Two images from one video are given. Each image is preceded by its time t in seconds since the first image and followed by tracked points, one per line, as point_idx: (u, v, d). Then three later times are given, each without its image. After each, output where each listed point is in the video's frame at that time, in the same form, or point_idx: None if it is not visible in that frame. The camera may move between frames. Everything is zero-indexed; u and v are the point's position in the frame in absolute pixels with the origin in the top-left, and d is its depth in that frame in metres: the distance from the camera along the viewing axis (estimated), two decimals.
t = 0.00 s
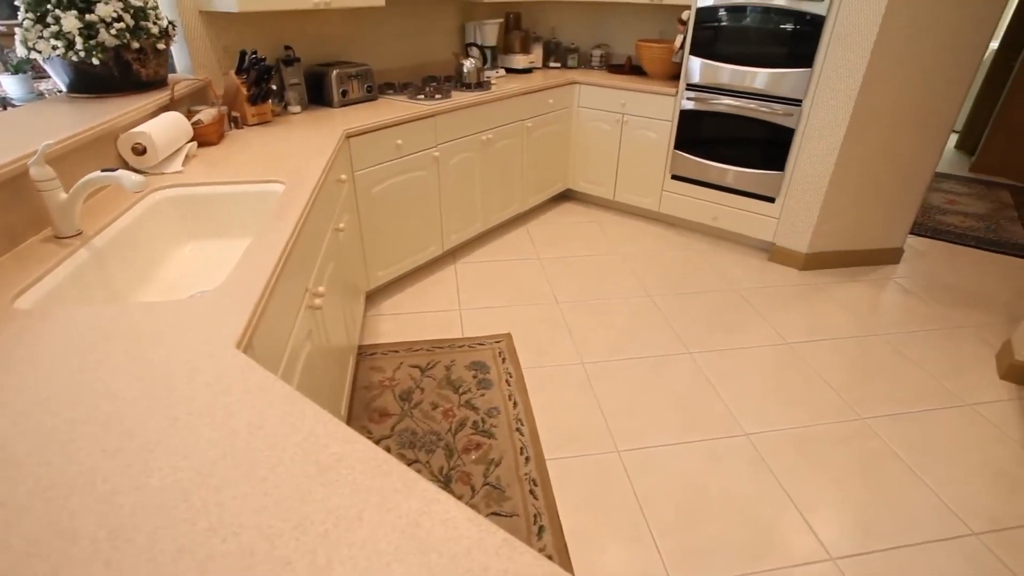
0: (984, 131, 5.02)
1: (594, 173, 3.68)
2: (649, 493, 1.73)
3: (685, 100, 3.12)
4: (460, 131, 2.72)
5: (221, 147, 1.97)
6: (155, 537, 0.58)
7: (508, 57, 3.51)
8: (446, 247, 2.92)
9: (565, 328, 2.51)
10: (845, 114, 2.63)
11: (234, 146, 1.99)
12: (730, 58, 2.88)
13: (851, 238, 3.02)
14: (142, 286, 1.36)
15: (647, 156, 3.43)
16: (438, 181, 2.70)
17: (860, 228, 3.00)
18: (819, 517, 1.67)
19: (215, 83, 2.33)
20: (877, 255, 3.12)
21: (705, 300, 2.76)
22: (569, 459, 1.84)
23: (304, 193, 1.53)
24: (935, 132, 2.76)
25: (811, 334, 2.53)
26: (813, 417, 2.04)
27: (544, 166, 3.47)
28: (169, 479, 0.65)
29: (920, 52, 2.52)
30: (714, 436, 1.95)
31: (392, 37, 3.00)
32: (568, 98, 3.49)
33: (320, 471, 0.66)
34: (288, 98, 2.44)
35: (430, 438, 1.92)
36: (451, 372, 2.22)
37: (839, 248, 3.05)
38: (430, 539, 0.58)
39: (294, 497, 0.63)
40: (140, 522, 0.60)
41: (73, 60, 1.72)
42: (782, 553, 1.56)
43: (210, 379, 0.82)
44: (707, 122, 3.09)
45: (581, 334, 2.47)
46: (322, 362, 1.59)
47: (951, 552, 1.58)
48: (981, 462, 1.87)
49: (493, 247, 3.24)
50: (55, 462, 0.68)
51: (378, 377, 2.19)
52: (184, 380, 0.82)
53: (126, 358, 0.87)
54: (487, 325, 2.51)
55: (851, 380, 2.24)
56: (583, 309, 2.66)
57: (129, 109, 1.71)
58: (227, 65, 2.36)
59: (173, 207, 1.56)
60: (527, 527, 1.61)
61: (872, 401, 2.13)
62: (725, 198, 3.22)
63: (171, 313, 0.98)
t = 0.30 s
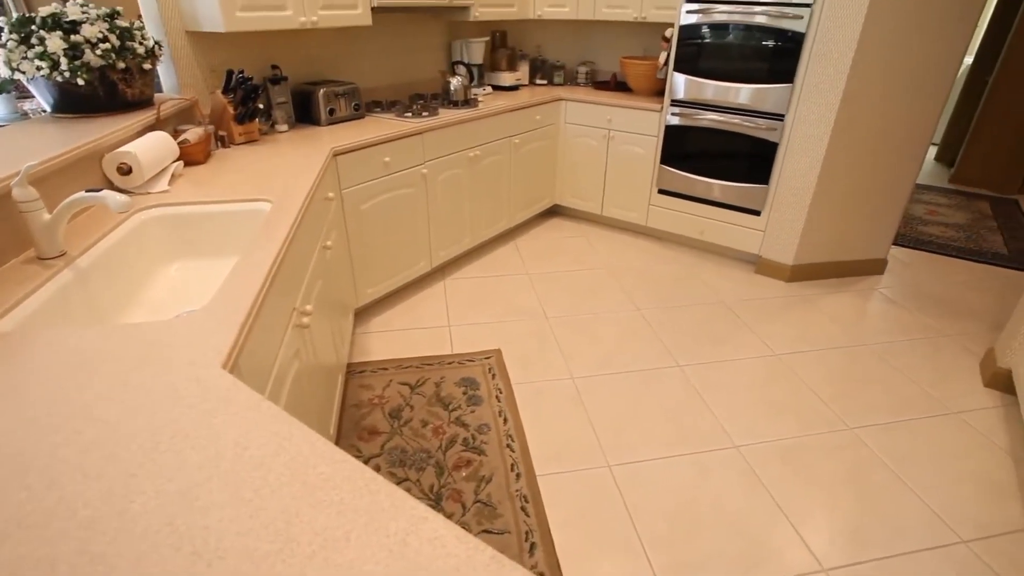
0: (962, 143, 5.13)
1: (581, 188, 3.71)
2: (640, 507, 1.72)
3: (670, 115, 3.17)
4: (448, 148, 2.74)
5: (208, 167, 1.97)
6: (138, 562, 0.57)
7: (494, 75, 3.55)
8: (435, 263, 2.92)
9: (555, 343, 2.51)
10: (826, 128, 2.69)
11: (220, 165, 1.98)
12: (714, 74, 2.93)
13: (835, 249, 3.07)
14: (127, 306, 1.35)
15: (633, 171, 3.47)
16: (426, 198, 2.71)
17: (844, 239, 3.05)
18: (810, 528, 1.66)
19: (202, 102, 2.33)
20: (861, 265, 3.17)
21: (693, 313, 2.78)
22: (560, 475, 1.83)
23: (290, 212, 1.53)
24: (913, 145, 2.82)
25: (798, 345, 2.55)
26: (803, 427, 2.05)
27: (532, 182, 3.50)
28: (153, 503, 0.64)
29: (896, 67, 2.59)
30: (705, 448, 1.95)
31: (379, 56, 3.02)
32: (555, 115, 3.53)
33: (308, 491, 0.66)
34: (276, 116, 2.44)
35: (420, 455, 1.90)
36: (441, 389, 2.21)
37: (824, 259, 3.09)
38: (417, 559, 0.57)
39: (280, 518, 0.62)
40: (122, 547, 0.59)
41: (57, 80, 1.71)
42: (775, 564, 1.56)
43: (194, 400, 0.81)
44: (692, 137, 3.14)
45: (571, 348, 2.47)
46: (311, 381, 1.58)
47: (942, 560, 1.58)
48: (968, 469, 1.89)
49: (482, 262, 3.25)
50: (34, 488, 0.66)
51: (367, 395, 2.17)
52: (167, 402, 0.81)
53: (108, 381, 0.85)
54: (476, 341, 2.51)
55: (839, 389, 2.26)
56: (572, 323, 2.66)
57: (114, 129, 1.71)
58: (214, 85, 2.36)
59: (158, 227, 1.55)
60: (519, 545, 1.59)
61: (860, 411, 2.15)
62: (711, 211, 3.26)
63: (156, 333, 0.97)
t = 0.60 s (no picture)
0: (940, 156, 5.25)
1: (569, 203, 3.74)
2: (633, 522, 1.71)
3: (655, 131, 3.22)
4: (436, 165, 2.75)
5: (194, 185, 1.96)
6: None
7: (481, 92, 3.59)
8: (424, 279, 2.92)
9: (545, 358, 2.51)
10: (807, 142, 2.74)
11: (206, 184, 1.98)
12: (697, 91, 2.99)
13: (820, 261, 3.11)
14: (111, 327, 1.33)
15: (620, 186, 3.51)
16: (415, 214, 2.71)
17: (828, 251, 3.09)
18: (803, 539, 1.66)
19: (189, 121, 2.33)
20: (845, 276, 3.21)
21: (681, 326, 2.80)
22: (552, 491, 1.82)
23: (278, 229, 1.53)
24: (892, 158, 2.89)
25: (786, 356, 2.57)
26: (792, 438, 2.06)
27: (519, 197, 3.52)
28: (138, 526, 0.63)
29: (874, 83, 2.66)
30: (696, 461, 1.95)
31: (366, 74, 3.05)
32: (542, 131, 3.57)
33: (296, 511, 0.65)
34: (263, 135, 2.45)
35: (410, 473, 1.88)
36: (431, 406, 2.19)
37: (809, 271, 3.13)
38: None
39: (269, 540, 0.61)
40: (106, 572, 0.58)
41: (41, 100, 1.70)
42: None
43: (180, 421, 0.80)
44: (677, 151, 3.19)
45: (561, 363, 2.47)
46: (299, 401, 1.56)
47: (934, 569, 1.58)
48: (956, 477, 1.90)
49: (471, 278, 3.25)
50: (14, 514, 0.65)
51: (356, 414, 2.14)
52: (152, 424, 0.79)
53: (92, 403, 0.84)
54: (467, 357, 2.50)
55: (827, 400, 2.28)
56: (562, 338, 2.66)
57: (99, 148, 1.70)
58: (201, 103, 2.36)
59: (143, 246, 1.54)
60: (511, 563, 1.57)
61: (849, 421, 2.16)
62: (697, 225, 3.30)
63: (141, 353, 0.96)
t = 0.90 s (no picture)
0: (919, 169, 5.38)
1: (557, 218, 3.77)
2: (626, 537, 1.70)
3: (641, 146, 3.26)
4: (424, 181, 2.77)
5: (181, 204, 1.96)
6: None
7: (469, 109, 3.63)
8: (414, 295, 2.91)
9: (535, 373, 2.51)
10: (790, 156, 2.80)
11: (194, 202, 1.97)
12: (682, 107, 3.04)
13: (805, 273, 3.15)
14: (96, 347, 1.31)
15: (607, 201, 3.55)
16: (403, 231, 2.72)
17: (813, 263, 3.14)
18: (795, 551, 1.66)
19: (176, 139, 2.32)
20: (830, 288, 3.26)
21: (670, 339, 2.81)
22: (544, 507, 1.81)
23: (266, 247, 1.52)
24: (873, 172, 2.95)
25: (774, 368, 2.59)
26: (782, 450, 2.07)
27: (508, 213, 3.54)
28: (123, 551, 0.62)
29: (852, 99, 2.73)
30: (687, 474, 1.95)
31: (354, 92, 3.07)
32: (529, 147, 3.61)
33: (285, 533, 0.64)
34: (251, 152, 2.45)
35: (400, 492, 1.86)
36: (421, 423, 2.18)
37: (795, 283, 3.17)
38: None
39: (257, 562, 0.60)
40: None
41: (27, 119, 1.70)
42: None
43: (166, 443, 0.79)
44: (664, 166, 3.23)
45: (551, 378, 2.47)
46: (287, 419, 1.55)
47: None
48: (943, 486, 1.92)
49: (461, 294, 3.25)
50: None
51: (345, 432, 2.13)
52: (137, 446, 0.78)
53: (75, 425, 0.83)
54: (457, 373, 2.49)
55: (815, 411, 2.29)
56: (551, 353, 2.67)
57: (86, 167, 1.69)
58: (189, 122, 2.36)
59: (129, 265, 1.52)
60: None
61: (838, 432, 2.18)
62: (684, 239, 3.34)
63: (126, 374, 0.95)
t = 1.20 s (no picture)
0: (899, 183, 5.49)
1: (545, 233, 3.79)
2: (618, 553, 1.70)
3: (628, 162, 3.31)
4: (413, 198, 2.79)
5: (168, 222, 1.95)
6: None
7: (457, 127, 3.67)
8: (403, 311, 2.91)
9: (525, 388, 2.51)
10: (774, 171, 2.85)
11: (181, 221, 1.97)
12: (667, 123, 3.10)
13: (791, 285, 3.20)
14: (80, 367, 1.30)
15: (595, 216, 3.58)
16: (392, 247, 2.73)
17: (798, 275, 3.18)
18: (786, 564, 1.67)
19: (164, 157, 2.32)
20: (816, 299, 3.30)
21: (659, 353, 2.83)
22: (536, 524, 1.79)
23: (254, 265, 1.52)
24: (854, 185, 3.01)
25: (762, 380, 2.61)
26: (772, 462, 2.08)
27: (496, 228, 3.56)
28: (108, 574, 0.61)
29: (832, 115, 2.79)
30: (678, 487, 1.95)
31: (343, 111, 3.09)
32: (517, 164, 3.64)
33: (272, 554, 0.64)
34: (239, 170, 2.45)
35: (389, 510, 1.84)
36: (410, 441, 2.17)
37: (781, 295, 3.21)
38: None
39: None
40: None
41: (14, 138, 1.70)
42: None
43: (153, 463, 0.78)
44: (650, 181, 3.28)
45: (541, 393, 2.47)
46: (275, 438, 1.53)
47: None
48: (931, 496, 1.94)
49: (450, 310, 3.25)
50: None
51: (334, 450, 2.11)
52: (123, 467, 0.78)
53: (59, 447, 0.82)
54: (447, 390, 2.48)
55: (804, 423, 2.31)
56: (541, 368, 2.67)
57: (72, 186, 1.68)
58: (177, 140, 2.37)
59: (115, 284, 1.52)
60: None
61: (826, 443, 2.20)
62: (671, 253, 3.37)
63: (112, 395, 0.94)
